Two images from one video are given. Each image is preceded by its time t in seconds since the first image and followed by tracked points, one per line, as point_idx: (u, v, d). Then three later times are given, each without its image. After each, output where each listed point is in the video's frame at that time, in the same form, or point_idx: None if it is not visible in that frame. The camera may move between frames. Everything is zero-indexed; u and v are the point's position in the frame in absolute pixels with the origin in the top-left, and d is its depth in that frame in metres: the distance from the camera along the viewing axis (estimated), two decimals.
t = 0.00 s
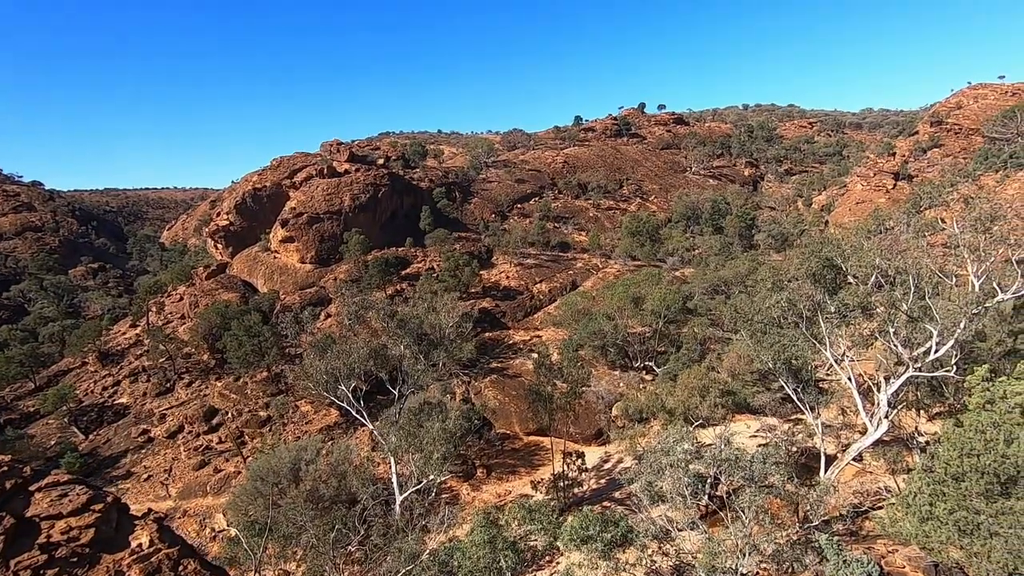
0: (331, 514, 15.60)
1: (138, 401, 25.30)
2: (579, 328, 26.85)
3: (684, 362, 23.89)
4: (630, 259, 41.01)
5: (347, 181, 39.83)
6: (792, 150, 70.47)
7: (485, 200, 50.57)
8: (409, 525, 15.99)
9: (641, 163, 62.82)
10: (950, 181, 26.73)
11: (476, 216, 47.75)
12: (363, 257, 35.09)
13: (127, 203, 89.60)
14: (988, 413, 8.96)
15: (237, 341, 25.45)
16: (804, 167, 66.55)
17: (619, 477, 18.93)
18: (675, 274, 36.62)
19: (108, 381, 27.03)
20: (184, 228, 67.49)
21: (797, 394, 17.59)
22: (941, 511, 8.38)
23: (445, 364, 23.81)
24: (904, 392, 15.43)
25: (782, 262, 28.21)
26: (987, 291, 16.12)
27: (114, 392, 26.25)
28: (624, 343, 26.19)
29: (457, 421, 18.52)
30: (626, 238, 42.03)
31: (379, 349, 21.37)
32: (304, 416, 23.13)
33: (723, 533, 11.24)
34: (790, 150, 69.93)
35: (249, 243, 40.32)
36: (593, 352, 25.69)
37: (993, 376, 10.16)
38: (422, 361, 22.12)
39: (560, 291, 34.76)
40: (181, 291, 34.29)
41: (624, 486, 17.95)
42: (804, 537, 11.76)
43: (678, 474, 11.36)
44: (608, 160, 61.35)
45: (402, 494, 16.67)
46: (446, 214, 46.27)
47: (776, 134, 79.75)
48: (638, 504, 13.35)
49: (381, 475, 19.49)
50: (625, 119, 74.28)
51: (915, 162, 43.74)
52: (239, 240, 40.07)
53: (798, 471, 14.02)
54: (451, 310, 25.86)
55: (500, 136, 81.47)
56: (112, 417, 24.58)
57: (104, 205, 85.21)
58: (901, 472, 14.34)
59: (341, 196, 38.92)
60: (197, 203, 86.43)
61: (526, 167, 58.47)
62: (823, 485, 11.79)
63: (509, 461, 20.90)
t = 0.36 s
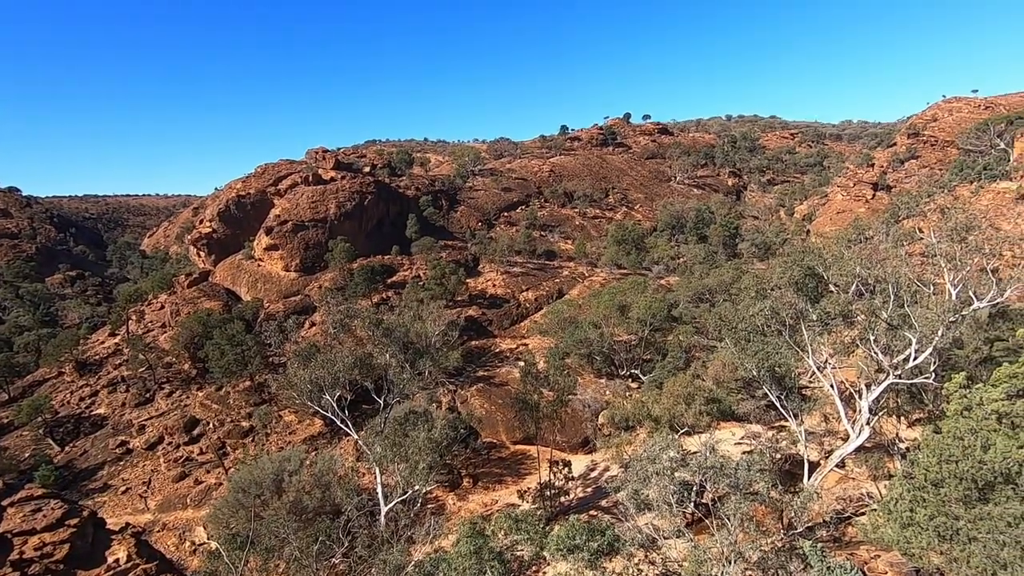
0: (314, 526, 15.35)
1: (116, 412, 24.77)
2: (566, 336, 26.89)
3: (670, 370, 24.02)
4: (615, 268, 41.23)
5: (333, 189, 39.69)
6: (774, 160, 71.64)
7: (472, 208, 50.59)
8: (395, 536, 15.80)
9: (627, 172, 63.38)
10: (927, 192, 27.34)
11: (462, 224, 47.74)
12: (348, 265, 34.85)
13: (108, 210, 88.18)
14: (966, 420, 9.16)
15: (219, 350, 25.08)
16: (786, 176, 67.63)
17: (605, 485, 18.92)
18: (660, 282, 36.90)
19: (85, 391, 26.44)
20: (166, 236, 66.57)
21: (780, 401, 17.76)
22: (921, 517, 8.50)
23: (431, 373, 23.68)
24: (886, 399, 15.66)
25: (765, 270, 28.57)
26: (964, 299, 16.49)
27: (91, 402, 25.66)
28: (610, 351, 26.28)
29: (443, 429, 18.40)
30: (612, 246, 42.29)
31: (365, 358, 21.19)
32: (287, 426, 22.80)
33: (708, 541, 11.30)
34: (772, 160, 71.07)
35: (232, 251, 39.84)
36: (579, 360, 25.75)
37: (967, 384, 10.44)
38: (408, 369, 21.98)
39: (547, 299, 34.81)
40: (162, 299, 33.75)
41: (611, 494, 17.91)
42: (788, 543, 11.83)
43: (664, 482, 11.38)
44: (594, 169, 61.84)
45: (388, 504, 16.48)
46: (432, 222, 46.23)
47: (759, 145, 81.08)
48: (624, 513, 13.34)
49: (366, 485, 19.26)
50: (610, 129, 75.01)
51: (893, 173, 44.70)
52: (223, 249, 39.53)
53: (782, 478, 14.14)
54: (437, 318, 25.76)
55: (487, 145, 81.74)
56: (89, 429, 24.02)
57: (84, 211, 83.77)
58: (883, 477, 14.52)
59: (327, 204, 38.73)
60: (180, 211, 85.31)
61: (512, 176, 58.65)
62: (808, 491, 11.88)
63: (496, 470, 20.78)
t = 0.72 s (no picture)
0: (293, 540, 15.06)
1: (90, 423, 24.13)
2: (550, 347, 26.92)
3: (653, 380, 24.11)
4: (600, 279, 41.45)
5: (317, 198, 39.33)
6: (755, 174, 72.88)
7: (457, 218, 50.59)
8: (376, 550, 15.55)
9: (611, 184, 63.97)
10: (902, 207, 28.01)
11: (447, 234, 47.69)
12: (332, 274, 34.56)
13: (85, 216, 86.46)
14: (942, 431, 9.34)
15: (198, 360, 24.61)
16: (766, 190, 68.88)
17: (589, 496, 18.87)
18: (644, 294, 37.16)
19: (57, 402, 25.73)
20: (145, 243, 65.42)
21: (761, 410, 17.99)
22: (901, 530, 8.54)
23: (415, 383, 23.50)
24: (863, 410, 15.92)
25: (746, 282, 29.02)
26: (938, 312, 16.87)
27: (63, 413, 24.98)
28: (594, 362, 26.35)
29: (426, 441, 18.24)
30: (597, 257, 42.53)
31: (347, 368, 20.95)
32: (267, 437, 22.41)
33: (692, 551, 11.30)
34: (752, 174, 72.37)
35: (213, 259, 39.28)
36: (563, 370, 25.77)
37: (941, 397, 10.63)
38: (392, 379, 21.82)
39: (531, 309, 34.85)
40: (140, 308, 33.11)
41: (594, 506, 17.86)
42: (770, 554, 11.91)
43: (648, 493, 11.39)
44: (578, 181, 62.32)
45: (369, 517, 16.25)
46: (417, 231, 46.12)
47: (740, 159, 82.58)
48: (608, 524, 13.32)
49: (346, 498, 18.96)
50: (595, 142, 75.77)
51: (869, 188, 45.74)
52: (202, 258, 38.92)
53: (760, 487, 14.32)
54: (421, 328, 25.62)
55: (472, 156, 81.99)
56: (60, 440, 23.35)
57: (60, 217, 82.00)
58: (862, 487, 14.71)
59: (311, 212, 38.33)
60: (159, 218, 83.94)
61: (498, 187, 58.83)
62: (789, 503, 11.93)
63: (479, 482, 20.63)
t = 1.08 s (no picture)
0: (261, 549, 14.68)
1: (47, 429, 23.17)
2: (525, 354, 26.89)
3: (628, 386, 24.04)
4: (576, 286, 41.61)
5: (291, 201, 39.66)
6: (728, 186, 74.29)
7: (434, 224, 50.33)
8: (346, 559, 15.24)
9: (589, 193, 64.48)
10: (868, 221, 28.85)
11: (424, 238, 47.36)
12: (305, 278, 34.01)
13: (47, 214, 83.40)
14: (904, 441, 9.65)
15: (164, 364, 23.86)
16: (739, 201, 70.31)
17: (563, 503, 18.82)
18: (619, 301, 37.43)
19: (12, 407, 24.67)
20: (110, 242, 63.41)
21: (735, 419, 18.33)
22: (865, 538, 8.77)
23: (388, 389, 23.20)
24: (829, 417, 16.33)
25: (719, 291, 29.48)
26: (902, 321, 17.40)
27: (18, 419, 23.95)
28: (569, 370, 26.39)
29: (399, 447, 17.99)
30: (573, 264, 42.71)
31: (319, 373, 20.57)
32: (235, 444, 21.85)
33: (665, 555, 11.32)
34: (725, 185, 73.88)
35: (183, 259, 38.24)
36: (538, 377, 25.76)
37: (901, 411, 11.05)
38: (365, 385, 21.58)
39: (507, 315, 34.78)
40: (103, 309, 32.04)
41: (568, 513, 17.81)
42: (740, 560, 12.06)
43: (620, 502, 11.50)
44: (556, 188, 62.67)
45: (340, 524, 15.92)
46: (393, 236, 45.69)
47: (714, 170, 84.18)
48: (581, 532, 13.32)
49: (317, 506, 18.56)
50: (573, 150, 76.37)
51: (837, 201, 47.00)
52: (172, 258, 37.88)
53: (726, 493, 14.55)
54: (395, 333, 25.35)
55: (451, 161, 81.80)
56: (15, 447, 22.36)
57: (21, 214, 78.91)
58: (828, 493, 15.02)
59: (284, 216, 38.44)
60: (127, 217, 81.50)
61: (475, 193, 58.75)
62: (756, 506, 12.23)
63: (453, 488, 20.45)
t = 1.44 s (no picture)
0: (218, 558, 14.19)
1: None
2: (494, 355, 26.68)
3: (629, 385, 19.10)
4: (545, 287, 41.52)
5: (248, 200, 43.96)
6: (696, 190, 75.53)
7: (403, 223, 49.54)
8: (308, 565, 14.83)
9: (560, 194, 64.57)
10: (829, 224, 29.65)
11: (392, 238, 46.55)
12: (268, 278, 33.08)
13: None
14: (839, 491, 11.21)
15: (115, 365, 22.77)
16: (707, 203, 71.03)
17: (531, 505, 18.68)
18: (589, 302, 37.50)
19: None
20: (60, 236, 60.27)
21: (697, 421, 17.76)
22: (826, 560, 9.53)
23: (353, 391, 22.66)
24: (790, 417, 16.78)
25: (689, 290, 29.56)
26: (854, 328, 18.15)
27: None
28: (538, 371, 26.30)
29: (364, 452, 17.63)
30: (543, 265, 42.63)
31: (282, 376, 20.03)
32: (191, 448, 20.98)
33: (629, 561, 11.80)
34: (693, 189, 74.68)
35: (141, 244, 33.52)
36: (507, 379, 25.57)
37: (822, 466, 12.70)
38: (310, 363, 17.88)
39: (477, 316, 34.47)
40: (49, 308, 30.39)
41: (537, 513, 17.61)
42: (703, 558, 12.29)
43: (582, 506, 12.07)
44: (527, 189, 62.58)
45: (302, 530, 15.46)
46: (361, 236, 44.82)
47: (682, 176, 85.35)
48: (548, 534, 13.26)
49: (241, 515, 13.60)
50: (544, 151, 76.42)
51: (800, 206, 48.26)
52: (130, 238, 33.36)
53: (707, 487, 13.63)
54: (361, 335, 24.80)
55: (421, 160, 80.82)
56: None
57: None
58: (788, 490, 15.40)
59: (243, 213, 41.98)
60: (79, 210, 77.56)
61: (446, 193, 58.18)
62: (710, 521, 12.57)
63: (412, 497, 13.97)
